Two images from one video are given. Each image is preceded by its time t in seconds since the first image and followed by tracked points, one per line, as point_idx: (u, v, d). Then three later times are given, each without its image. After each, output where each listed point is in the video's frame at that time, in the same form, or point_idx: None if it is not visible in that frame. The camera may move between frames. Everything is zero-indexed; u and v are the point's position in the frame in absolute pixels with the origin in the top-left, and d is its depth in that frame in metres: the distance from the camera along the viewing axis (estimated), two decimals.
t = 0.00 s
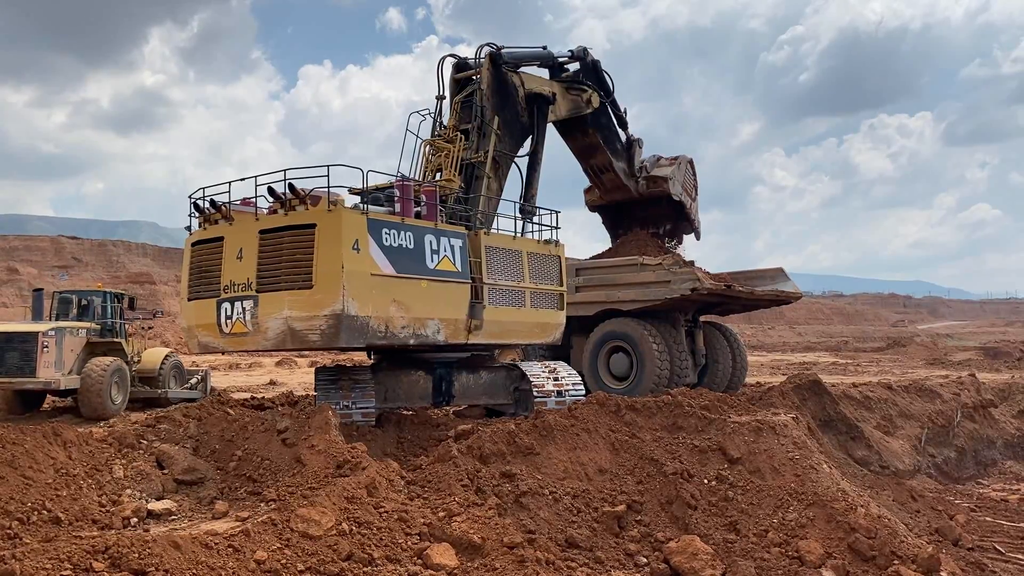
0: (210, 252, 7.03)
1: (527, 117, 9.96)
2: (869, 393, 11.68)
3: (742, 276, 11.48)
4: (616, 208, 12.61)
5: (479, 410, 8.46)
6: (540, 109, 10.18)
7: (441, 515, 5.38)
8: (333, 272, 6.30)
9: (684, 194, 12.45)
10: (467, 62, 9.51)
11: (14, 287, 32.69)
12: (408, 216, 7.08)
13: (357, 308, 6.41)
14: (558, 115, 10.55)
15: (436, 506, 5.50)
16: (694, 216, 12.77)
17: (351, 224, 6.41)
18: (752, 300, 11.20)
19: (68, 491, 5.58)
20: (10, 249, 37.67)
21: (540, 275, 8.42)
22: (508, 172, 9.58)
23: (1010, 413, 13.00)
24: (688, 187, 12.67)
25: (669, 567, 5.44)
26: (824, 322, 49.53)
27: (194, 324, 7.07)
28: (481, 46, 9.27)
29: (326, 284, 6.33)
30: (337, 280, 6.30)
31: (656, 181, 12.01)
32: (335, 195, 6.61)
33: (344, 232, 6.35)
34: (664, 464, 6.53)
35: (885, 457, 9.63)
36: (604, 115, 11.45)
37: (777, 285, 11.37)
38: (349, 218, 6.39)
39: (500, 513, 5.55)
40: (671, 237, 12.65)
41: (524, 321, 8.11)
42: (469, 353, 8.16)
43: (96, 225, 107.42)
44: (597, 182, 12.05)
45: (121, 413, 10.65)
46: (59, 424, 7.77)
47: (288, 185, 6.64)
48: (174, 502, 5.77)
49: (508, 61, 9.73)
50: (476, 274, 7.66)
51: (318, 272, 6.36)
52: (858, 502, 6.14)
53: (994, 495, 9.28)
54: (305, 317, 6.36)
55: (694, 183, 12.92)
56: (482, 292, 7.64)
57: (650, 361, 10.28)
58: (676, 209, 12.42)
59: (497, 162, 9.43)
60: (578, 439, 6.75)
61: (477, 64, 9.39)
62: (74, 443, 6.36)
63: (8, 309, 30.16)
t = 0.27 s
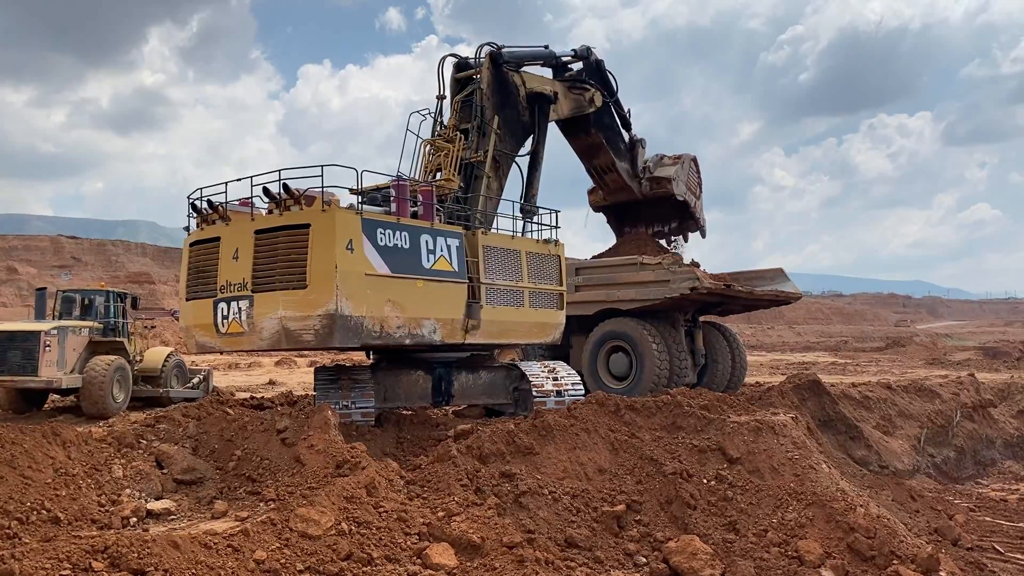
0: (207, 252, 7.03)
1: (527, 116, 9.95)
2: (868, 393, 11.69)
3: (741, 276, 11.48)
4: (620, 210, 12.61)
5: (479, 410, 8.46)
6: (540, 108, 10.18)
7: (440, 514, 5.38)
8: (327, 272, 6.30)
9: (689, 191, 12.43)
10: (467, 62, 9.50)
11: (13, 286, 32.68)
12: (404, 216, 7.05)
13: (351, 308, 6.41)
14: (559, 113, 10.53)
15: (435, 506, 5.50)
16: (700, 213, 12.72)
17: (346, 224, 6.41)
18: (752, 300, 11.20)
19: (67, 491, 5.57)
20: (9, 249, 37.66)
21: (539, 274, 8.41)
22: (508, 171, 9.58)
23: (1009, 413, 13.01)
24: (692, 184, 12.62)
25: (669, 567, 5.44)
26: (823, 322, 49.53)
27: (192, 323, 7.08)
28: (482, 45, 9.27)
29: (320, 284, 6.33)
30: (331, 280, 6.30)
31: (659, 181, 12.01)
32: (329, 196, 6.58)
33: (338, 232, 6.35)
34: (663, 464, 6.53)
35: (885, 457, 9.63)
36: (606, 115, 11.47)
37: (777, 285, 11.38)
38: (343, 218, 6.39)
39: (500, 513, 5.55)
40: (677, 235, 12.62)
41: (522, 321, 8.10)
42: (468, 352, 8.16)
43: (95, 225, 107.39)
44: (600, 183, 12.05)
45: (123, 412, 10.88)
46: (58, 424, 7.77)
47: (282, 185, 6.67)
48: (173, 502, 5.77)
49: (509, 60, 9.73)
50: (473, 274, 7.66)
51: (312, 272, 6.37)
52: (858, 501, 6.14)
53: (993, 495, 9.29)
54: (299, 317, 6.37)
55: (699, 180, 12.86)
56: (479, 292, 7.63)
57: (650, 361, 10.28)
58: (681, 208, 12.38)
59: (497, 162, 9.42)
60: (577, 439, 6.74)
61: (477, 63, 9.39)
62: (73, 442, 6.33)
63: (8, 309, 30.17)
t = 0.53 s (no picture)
0: (204, 253, 7.04)
1: (528, 116, 9.94)
2: (867, 393, 11.68)
3: (741, 276, 11.47)
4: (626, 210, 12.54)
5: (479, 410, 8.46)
6: (542, 107, 10.16)
7: (440, 514, 5.38)
8: (319, 272, 6.31)
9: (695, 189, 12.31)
10: (468, 62, 9.49)
11: (13, 285, 32.71)
12: (398, 216, 7.06)
13: (343, 308, 6.41)
14: (562, 112, 10.52)
15: (435, 506, 5.49)
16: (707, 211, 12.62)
17: (337, 224, 6.41)
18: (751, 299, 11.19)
19: (66, 491, 5.56)
20: (8, 248, 37.69)
21: (537, 273, 8.41)
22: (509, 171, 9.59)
23: (1009, 412, 13.01)
24: (699, 181, 12.49)
25: (669, 567, 5.44)
26: (823, 322, 49.53)
27: (189, 324, 7.09)
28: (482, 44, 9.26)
29: (312, 284, 6.33)
30: (323, 280, 6.30)
31: (664, 181, 11.93)
32: (322, 196, 6.56)
33: (329, 232, 6.34)
34: (663, 464, 6.53)
35: (884, 457, 9.63)
36: (611, 114, 11.49)
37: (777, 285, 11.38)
38: (335, 218, 6.38)
39: (499, 512, 5.54)
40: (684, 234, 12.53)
41: (520, 320, 8.09)
42: (468, 352, 8.16)
43: (95, 225, 107.40)
44: (606, 184, 12.05)
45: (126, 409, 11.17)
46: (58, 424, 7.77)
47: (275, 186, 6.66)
48: (173, 502, 5.77)
49: (510, 59, 9.71)
50: (470, 273, 7.65)
51: (305, 273, 6.36)
52: (857, 501, 6.14)
53: (992, 495, 9.29)
54: (290, 317, 6.37)
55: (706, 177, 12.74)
56: (476, 292, 7.63)
57: (650, 361, 10.28)
58: (688, 206, 12.28)
59: (497, 161, 9.42)
60: (577, 439, 6.74)
61: (477, 63, 9.36)
62: (73, 442, 6.29)
63: (8, 309, 30.19)
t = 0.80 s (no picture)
0: (200, 254, 7.06)
1: (530, 115, 9.93)
2: (867, 393, 11.68)
3: (740, 276, 11.46)
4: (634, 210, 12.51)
5: (479, 410, 8.47)
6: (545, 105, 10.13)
7: (440, 514, 5.38)
8: (309, 272, 6.31)
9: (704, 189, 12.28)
10: (470, 61, 9.48)
11: (13, 285, 32.74)
12: (391, 216, 7.05)
13: (333, 308, 6.41)
14: (565, 111, 10.53)
15: (435, 506, 5.49)
16: (717, 211, 12.55)
17: (327, 225, 6.41)
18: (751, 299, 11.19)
19: (65, 491, 5.55)
20: (8, 248, 37.72)
21: (536, 273, 8.40)
22: (511, 169, 9.59)
23: (1009, 412, 13.02)
24: (708, 182, 12.47)
25: (669, 567, 5.43)
26: (823, 322, 49.52)
27: (186, 324, 7.12)
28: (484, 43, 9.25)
29: (302, 285, 6.34)
30: (313, 280, 6.30)
31: (671, 180, 11.92)
32: (313, 196, 6.53)
33: (319, 233, 6.35)
34: (663, 464, 6.53)
35: (884, 457, 9.64)
36: (617, 112, 11.51)
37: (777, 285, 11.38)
38: (324, 218, 6.38)
39: (499, 512, 5.54)
40: (693, 234, 12.47)
41: (518, 320, 8.07)
42: (467, 352, 8.17)
43: (94, 225, 107.42)
44: (612, 183, 12.02)
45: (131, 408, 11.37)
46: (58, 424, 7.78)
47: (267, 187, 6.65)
48: (172, 502, 5.77)
49: (512, 58, 9.69)
50: (465, 273, 7.65)
51: (295, 273, 6.37)
52: (857, 501, 6.14)
53: (992, 495, 9.29)
54: (281, 317, 6.37)
55: (715, 177, 12.70)
56: (471, 292, 7.62)
57: (650, 361, 10.28)
58: (696, 206, 12.25)
59: (497, 160, 9.43)
60: (576, 439, 6.74)
61: (478, 62, 9.35)
62: (73, 442, 6.24)
63: (8, 308, 30.21)
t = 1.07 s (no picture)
0: (196, 255, 7.12)
1: (533, 113, 9.91)
2: (866, 392, 11.68)
3: (740, 275, 11.46)
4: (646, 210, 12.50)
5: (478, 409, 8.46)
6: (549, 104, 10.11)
7: (440, 514, 5.38)
8: (297, 272, 6.35)
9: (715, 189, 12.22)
10: (472, 60, 9.43)
11: (12, 284, 32.77)
12: (383, 215, 7.04)
13: (322, 308, 6.42)
14: (570, 109, 10.53)
15: (434, 506, 5.50)
16: (729, 211, 12.45)
17: (316, 225, 6.43)
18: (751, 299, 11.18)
19: (65, 491, 5.55)
20: (7, 248, 37.73)
21: (533, 272, 8.37)
22: (513, 169, 9.56)
23: (1009, 411, 13.02)
24: (720, 181, 12.37)
25: (668, 567, 5.43)
26: (822, 322, 49.53)
27: (183, 323, 7.18)
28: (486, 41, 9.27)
29: (291, 285, 6.37)
30: (301, 281, 6.32)
31: (681, 179, 11.89)
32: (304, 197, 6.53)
33: (308, 233, 6.37)
34: (663, 464, 6.52)
35: (883, 457, 9.64)
36: (625, 111, 11.47)
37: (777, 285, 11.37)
38: (313, 219, 6.41)
39: (498, 512, 5.54)
40: (704, 234, 12.45)
41: (515, 319, 8.06)
42: (467, 351, 8.17)
43: (94, 224, 107.42)
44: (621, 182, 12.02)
45: (136, 405, 11.65)
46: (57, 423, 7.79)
47: (257, 187, 6.66)
48: (172, 501, 5.77)
49: (515, 57, 9.72)
50: (461, 273, 7.61)
51: (284, 273, 6.39)
52: (856, 501, 6.13)
53: (991, 494, 9.29)
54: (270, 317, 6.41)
55: (728, 177, 12.61)
56: (466, 292, 7.60)
57: (649, 360, 10.28)
58: (706, 205, 12.19)
59: (498, 159, 9.40)
60: (576, 439, 6.74)
61: (479, 62, 9.33)
62: (72, 441, 6.23)
63: (7, 308, 30.22)
